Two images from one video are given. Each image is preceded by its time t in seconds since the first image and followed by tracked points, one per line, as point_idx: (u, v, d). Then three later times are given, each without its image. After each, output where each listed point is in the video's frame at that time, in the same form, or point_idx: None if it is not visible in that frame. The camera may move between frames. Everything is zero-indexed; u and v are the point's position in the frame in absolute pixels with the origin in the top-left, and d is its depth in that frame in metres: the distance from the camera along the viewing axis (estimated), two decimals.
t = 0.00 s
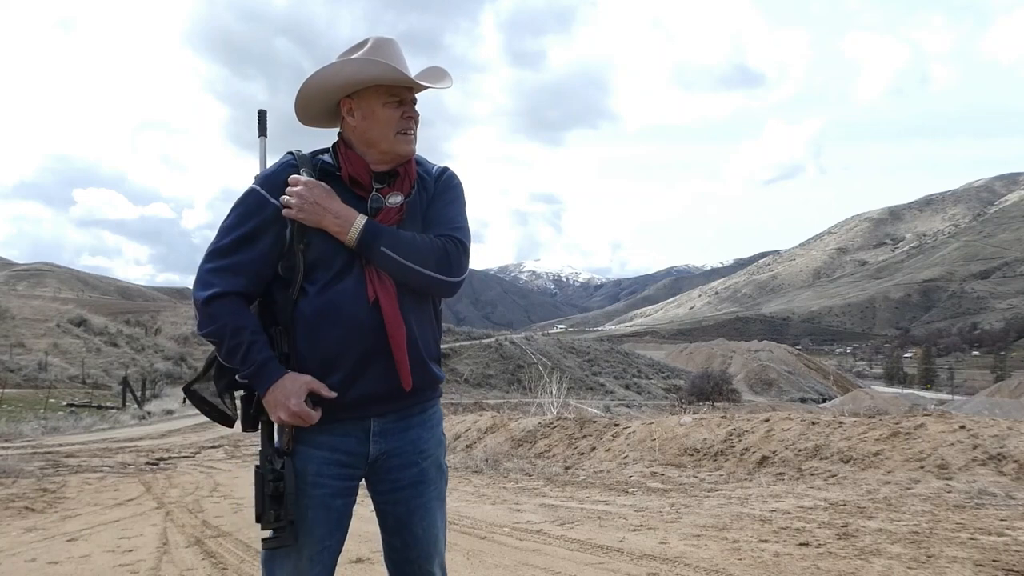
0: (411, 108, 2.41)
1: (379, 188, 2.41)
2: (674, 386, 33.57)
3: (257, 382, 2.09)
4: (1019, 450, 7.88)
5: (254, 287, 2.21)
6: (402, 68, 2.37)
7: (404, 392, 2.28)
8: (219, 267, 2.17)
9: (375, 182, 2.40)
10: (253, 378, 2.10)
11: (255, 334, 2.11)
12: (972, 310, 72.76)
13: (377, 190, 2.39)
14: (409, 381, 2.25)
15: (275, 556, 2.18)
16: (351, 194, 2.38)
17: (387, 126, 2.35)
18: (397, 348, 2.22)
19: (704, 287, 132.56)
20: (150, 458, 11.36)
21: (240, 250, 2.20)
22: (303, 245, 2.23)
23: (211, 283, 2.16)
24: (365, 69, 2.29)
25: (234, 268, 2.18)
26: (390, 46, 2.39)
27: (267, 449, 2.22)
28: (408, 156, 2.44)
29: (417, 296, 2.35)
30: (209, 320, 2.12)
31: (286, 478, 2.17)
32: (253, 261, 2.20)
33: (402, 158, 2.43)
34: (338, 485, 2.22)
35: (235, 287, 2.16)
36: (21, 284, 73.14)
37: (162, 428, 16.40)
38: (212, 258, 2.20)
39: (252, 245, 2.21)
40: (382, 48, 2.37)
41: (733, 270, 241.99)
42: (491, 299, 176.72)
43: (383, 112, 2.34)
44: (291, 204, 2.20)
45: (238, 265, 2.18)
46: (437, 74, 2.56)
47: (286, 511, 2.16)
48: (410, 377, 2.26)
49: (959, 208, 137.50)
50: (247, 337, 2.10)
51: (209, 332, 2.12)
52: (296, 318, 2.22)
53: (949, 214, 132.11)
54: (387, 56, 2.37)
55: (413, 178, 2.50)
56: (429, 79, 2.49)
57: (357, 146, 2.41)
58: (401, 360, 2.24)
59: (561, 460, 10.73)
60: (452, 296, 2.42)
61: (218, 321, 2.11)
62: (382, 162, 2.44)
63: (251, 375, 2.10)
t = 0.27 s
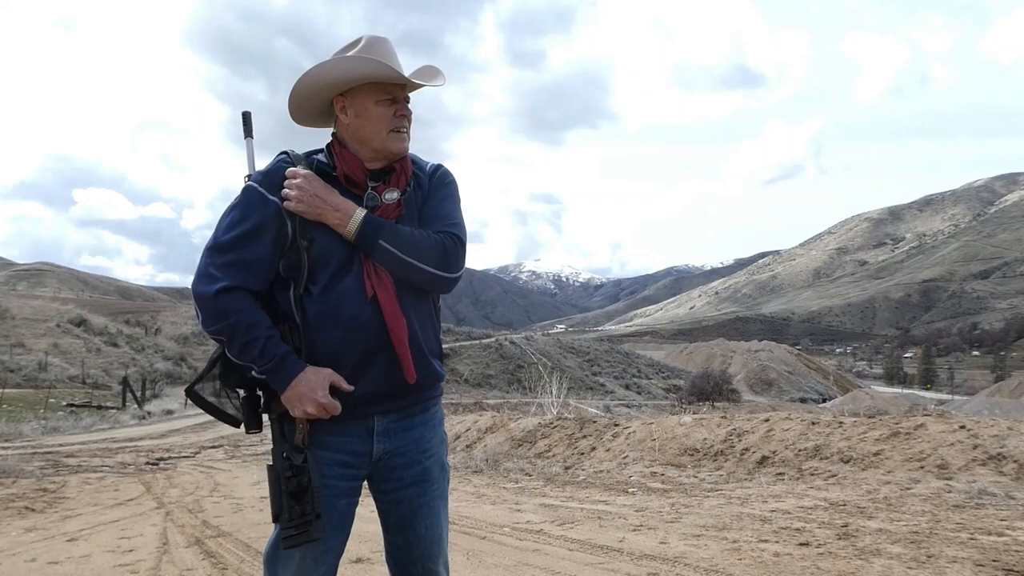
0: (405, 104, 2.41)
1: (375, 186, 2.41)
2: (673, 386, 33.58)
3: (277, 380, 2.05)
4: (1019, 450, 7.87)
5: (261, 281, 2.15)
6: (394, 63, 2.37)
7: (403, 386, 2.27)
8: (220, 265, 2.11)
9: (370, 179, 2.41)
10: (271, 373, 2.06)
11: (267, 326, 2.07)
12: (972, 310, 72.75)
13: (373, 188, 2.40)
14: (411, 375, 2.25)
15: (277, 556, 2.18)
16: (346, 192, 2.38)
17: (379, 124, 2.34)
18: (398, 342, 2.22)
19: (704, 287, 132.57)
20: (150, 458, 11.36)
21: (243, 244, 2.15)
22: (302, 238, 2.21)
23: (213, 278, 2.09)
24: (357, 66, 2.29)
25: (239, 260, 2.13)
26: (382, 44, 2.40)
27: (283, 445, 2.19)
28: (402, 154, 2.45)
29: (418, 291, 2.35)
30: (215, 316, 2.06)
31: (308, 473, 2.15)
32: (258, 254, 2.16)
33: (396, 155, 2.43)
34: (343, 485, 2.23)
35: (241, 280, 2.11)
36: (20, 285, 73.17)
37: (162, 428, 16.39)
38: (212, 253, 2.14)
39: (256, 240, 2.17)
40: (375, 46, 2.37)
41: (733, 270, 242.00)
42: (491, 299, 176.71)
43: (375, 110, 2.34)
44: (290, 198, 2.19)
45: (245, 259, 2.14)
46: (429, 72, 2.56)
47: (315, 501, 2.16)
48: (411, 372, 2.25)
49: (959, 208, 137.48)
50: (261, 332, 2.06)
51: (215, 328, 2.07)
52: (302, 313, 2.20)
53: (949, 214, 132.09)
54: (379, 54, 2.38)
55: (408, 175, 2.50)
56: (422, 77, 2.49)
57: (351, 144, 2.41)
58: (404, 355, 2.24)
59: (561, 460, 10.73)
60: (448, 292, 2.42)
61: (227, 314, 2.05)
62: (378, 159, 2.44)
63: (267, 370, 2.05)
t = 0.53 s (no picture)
0: (401, 103, 2.40)
1: (374, 186, 2.40)
2: (674, 386, 33.59)
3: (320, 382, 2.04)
4: (1019, 450, 7.87)
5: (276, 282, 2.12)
6: (388, 63, 2.36)
7: (394, 390, 2.26)
8: (234, 267, 2.06)
9: (369, 181, 2.41)
10: (299, 371, 2.04)
11: (289, 322, 2.05)
12: (971, 310, 72.77)
13: (373, 189, 2.39)
14: (401, 379, 2.23)
15: (277, 555, 2.22)
16: (345, 191, 2.39)
17: (371, 122, 2.34)
18: (390, 341, 2.21)
19: (704, 287, 132.59)
20: (150, 458, 11.35)
21: (254, 247, 2.12)
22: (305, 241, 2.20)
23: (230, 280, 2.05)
24: (350, 65, 2.30)
25: (253, 260, 2.10)
26: (381, 43, 2.40)
27: (309, 447, 2.19)
28: (401, 154, 2.44)
29: (421, 292, 2.36)
30: (234, 315, 2.03)
31: (341, 472, 2.16)
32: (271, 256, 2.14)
33: (394, 155, 2.42)
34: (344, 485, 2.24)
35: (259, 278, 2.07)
36: (20, 285, 73.20)
37: (162, 428, 16.39)
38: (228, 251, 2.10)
39: (263, 242, 2.14)
40: (372, 45, 2.39)
41: (733, 269, 241.99)
42: (491, 299, 176.66)
43: (369, 109, 2.34)
44: (291, 202, 2.18)
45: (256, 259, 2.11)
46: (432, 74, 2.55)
47: (361, 497, 2.19)
48: (403, 374, 2.24)
49: (959, 208, 137.50)
50: (288, 330, 2.04)
51: (237, 328, 2.04)
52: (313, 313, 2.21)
53: (949, 214, 132.11)
54: (377, 50, 2.37)
55: (407, 176, 2.49)
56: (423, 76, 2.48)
57: (349, 143, 2.41)
58: (396, 363, 2.23)
59: (561, 460, 10.73)
60: (449, 293, 2.42)
61: (248, 312, 2.02)
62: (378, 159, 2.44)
63: (295, 369, 2.03)
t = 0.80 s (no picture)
0: (400, 105, 2.41)
1: (375, 188, 2.40)
2: (674, 386, 33.60)
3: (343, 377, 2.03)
4: (1019, 450, 7.87)
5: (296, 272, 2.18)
6: (385, 65, 2.37)
7: (387, 394, 2.25)
8: (251, 249, 2.07)
9: (370, 181, 2.40)
10: (315, 358, 2.01)
11: (305, 310, 2.03)
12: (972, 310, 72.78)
13: (374, 190, 2.39)
14: (391, 383, 2.23)
15: (277, 555, 2.22)
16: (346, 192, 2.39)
17: (370, 122, 2.33)
18: (384, 341, 2.21)
19: (704, 287, 132.62)
20: (150, 458, 11.36)
21: (268, 238, 2.13)
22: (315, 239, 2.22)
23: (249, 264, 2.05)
24: (347, 65, 2.32)
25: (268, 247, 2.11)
26: (385, 46, 2.41)
27: (334, 452, 2.18)
28: (401, 156, 2.44)
29: (423, 295, 2.36)
30: (249, 295, 2.02)
31: (363, 481, 2.17)
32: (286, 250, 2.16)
33: (392, 157, 2.42)
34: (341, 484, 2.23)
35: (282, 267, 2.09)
36: (20, 285, 73.26)
37: (161, 428, 16.39)
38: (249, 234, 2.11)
39: (276, 235, 2.16)
40: (375, 49, 2.39)
41: (733, 269, 242.00)
42: (491, 300, 176.68)
43: (368, 110, 2.34)
44: (296, 199, 2.16)
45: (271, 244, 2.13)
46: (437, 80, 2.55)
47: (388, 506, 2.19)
48: (394, 379, 2.24)
49: (959, 208, 137.57)
50: (304, 318, 2.02)
51: (251, 311, 2.02)
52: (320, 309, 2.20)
53: (949, 214, 132.14)
54: (380, 54, 2.39)
55: (408, 180, 2.49)
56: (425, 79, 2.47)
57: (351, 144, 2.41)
58: (391, 366, 2.23)
59: (561, 460, 10.73)
60: (451, 297, 2.42)
61: (265, 294, 2.01)
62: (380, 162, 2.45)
63: (313, 354, 2.01)
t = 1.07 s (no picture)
0: (399, 106, 2.40)
1: (374, 188, 2.39)
2: (674, 386, 33.60)
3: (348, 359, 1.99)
4: (1020, 450, 7.86)
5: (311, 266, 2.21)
6: (385, 65, 2.36)
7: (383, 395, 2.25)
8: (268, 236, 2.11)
9: (370, 181, 2.39)
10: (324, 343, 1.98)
11: (314, 294, 2.04)
12: (972, 310, 72.78)
13: (373, 190, 2.38)
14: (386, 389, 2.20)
15: (275, 553, 2.23)
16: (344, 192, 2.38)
17: (366, 123, 2.33)
18: (378, 337, 2.20)
19: (704, 287, 132.63)
20: (150, 458, 11.36)
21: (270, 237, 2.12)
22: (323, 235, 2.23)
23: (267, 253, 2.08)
24: (346, 67, 2.34)
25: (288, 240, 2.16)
26: (387, 47, 2.39)
27: (354, 450, 2.15)
28: (401, 157, 2.42)
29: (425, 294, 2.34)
30: (261, 279, 2.05)
31: (389, 473, 2.14)
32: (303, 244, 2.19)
33: (391, 157, 2.40)
34: (339, 483, 2.23)
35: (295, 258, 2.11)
36: (20, 285, 73.33)
37: (161, 428, 16.39)
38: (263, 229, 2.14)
39: (285, 226, 2.18)
40: (376, 49, 2.39)
41: (734, 269, 242.04)
42: (491, 300, 176.72)
43: (365, 112, 2.34)
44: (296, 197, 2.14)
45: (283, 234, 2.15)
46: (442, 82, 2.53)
47: (412, 498, 2.15)
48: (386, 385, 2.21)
49: (959, 208, 137.60)
50: (315, 301, 2.02)
51: (262, 293, 2.04)
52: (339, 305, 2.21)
53: (949, 214, 132.15)
54: (380, 56, 2.38)
55: (409, 183, 2.47)
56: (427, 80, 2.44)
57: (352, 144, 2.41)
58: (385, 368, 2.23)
59: (561, 460, 10.72)
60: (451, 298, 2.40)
61: (280, 274, 2.04)
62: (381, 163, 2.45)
63: (324, 334, 1.98)
